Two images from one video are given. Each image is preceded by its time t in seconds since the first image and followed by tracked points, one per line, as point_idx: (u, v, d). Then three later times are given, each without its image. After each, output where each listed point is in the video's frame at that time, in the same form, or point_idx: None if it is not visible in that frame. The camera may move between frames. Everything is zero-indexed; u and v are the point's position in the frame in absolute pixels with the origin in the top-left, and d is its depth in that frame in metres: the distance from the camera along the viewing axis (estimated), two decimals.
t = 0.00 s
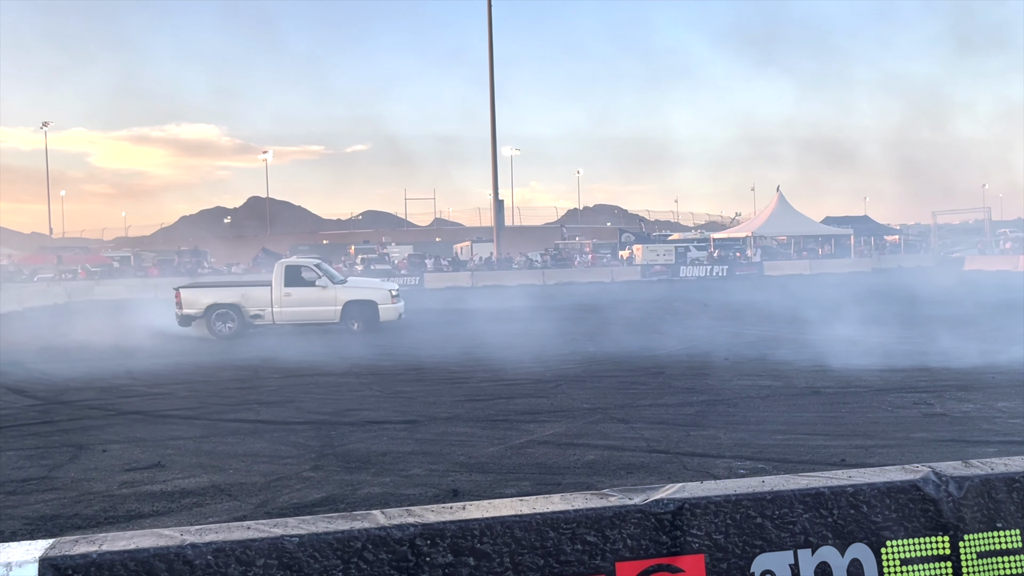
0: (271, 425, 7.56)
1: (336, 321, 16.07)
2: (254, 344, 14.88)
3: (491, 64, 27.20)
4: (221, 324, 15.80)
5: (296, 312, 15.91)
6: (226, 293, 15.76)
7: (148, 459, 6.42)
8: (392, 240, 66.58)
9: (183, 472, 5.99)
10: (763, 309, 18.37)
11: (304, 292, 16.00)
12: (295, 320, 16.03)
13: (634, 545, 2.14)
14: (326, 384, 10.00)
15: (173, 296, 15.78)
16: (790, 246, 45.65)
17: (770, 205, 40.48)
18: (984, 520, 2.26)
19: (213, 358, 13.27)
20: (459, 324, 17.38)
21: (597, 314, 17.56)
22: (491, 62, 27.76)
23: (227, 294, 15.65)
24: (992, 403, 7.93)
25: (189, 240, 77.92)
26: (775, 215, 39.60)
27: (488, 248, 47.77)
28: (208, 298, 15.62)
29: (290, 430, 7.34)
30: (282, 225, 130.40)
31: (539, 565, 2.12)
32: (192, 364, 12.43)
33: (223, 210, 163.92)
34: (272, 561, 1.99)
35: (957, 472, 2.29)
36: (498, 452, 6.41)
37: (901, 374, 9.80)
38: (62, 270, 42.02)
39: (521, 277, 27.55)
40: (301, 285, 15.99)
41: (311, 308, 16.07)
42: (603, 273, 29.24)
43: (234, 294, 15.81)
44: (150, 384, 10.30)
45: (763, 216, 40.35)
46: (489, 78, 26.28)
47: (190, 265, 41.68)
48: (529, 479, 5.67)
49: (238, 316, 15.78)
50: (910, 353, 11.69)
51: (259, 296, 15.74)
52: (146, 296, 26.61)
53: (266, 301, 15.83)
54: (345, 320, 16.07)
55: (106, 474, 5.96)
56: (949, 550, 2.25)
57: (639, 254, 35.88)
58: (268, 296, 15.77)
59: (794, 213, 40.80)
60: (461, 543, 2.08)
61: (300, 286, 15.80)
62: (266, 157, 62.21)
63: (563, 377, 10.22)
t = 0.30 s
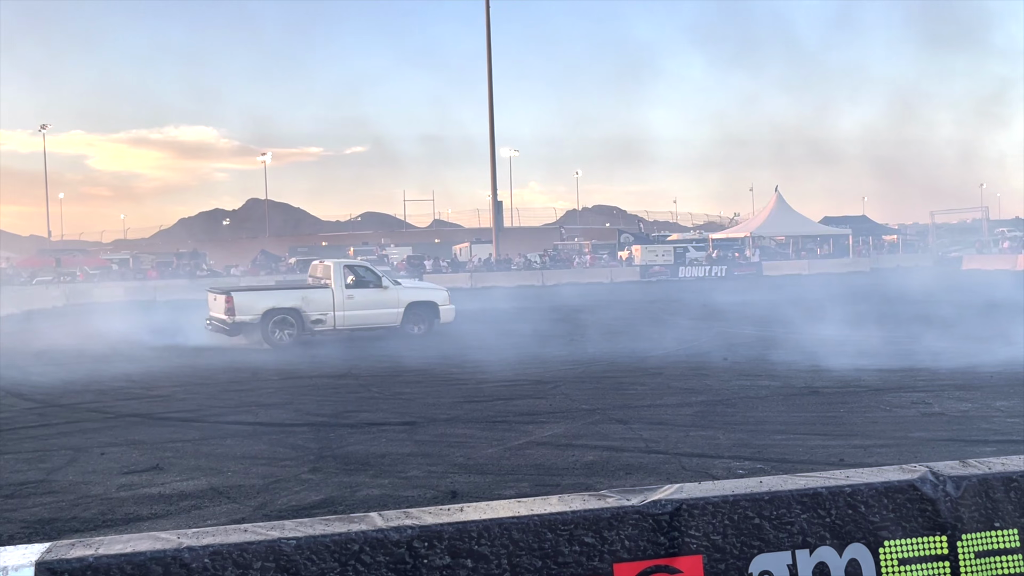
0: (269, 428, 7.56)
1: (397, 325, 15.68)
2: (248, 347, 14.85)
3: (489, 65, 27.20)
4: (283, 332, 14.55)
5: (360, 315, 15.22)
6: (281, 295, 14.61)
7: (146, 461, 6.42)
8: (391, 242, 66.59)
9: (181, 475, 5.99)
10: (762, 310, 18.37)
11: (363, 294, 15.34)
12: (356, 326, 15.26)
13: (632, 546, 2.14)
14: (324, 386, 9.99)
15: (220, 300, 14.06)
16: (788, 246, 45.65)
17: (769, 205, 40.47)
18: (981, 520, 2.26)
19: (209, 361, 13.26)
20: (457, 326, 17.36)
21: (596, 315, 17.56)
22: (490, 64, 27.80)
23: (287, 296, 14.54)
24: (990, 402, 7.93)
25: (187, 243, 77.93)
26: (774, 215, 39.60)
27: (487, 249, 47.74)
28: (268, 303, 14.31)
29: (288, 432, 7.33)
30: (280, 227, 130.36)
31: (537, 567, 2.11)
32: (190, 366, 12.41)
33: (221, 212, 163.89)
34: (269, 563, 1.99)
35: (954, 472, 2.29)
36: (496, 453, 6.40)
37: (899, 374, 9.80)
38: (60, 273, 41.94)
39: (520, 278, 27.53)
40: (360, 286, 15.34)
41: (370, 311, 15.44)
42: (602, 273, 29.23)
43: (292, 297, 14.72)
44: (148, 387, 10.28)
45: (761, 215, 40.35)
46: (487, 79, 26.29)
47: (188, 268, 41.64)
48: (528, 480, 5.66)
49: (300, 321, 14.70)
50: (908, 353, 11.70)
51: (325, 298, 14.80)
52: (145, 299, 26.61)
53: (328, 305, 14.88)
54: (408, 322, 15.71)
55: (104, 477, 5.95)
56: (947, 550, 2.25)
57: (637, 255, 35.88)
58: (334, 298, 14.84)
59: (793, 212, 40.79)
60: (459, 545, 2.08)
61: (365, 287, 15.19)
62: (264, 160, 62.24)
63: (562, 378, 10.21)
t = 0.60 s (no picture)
0: (263, 430, 7.54)
1: (463, 325, 15.83)
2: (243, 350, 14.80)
3: (483, 67, 27.19)
4: (396, 334, 14.16)
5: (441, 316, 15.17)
6: (383, 296, 14.12)
7: (139, 464, 6.39)
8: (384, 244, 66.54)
9: (175, 478, 5.96)
10: (756, 310, 18.40)
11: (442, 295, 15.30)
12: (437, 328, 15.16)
13: (627, 547, 2.14)
14: (319, 388, 9.95)
15: (345, 302, 13.24)
16: (781, 247, 45.75)
17: (761, 206, 40.55)
18: (975, 519, 2.27)
19: (203, 364, 13.19)
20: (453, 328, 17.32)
21: (590, 316, 17.57)
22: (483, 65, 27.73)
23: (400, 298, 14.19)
24: (982, 401, 7.97)
25: (180, 245, 77.77)
26: (767, 216, 39.68)
27: (481, 251, 47.73)
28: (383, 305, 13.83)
29: (282, 435, 7.32)
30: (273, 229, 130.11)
31: (532, 568, 2.11)
32: (184, 369, 12.38)
33: (213, 215, 163.60)
34: (263, 567, 1.98)
35: (947, 471, 2.30)
36: (490, 455, 6.40)
37: (892, 374, 9.84)
38: (52, 277, 41.74)
39: (514, 280, 27.52)
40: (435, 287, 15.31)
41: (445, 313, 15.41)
42: (595, 275, 29.25)
43: (395, 297, 14.33)
44: (142, 390, 10.24)
45: (754, 216, 40.42)
46: (480, 82, 26.28)
47: (181, 271, 41.53)
48: (523, 481, 5.66)
49: (404, 322, 14.42)
50: (902, 353, 11.73)
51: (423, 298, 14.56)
52: (137, 303, 26.53)
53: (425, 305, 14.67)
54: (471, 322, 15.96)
55: (97, 481, 5.93)
56: (941, 549, 2.26)
57: (631, 256, 35.91)
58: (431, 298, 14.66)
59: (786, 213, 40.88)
60: (453, 547, 2.07)
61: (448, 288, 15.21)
62: (257, 163, 62.12)
63: (557, 379, 10.21)
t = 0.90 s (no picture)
0: (252, 432, 7.52)
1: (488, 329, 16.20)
2: (231, 352, 14.74)
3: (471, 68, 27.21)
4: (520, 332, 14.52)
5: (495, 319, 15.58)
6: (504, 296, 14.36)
7: (127, 468, 6.36)
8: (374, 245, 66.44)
9: (163, 481, 5.93)
10: (744, 310, 18.47)
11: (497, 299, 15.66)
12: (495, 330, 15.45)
13: (616, 549, 2.14)
14: (307, 390, 9.92)
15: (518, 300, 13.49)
16: (769, 247, 45.91)
17: (749, 206, 40.69)
18: (962, 518, 2.28)
19: (192, 366, 13.14)
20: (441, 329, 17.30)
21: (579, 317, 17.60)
22: (471, 67, 27.76)
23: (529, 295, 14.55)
24: (968, 400, 8.02)
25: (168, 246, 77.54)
26: (754, 216, 39.82)
27: (470, 252, 47.72)
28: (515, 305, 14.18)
29: (271, 437, 7.29)
30: (261, 230, 129.71)
31: (522, 570, 2.11)
32: (172, 372, 12.32)
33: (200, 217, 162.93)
34: (251, 570, 1.98)
35: (935, 470, 2.31)
36: (480, 456, 6.39)
37: (879, 374, 9.89)
38: (38, 279, 41.47)
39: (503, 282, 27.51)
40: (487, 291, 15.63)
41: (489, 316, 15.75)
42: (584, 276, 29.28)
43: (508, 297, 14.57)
44: (129, 393, 10.18)
45: (742, 217, 40.56)
46: (468, 83, 26.27)
47: (170, 272, 41.38)
48: (513, 482, 5.67)
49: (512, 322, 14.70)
50: (889, 352, 11.79)
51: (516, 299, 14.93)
52: (124, 305, 26.41)
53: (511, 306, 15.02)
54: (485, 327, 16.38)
55: (84, 484, 5.89)
56: (929, 548, 2.27)
57: (620, 257, 35.98)
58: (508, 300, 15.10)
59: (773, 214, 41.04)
60: (442, 549, 2.07)
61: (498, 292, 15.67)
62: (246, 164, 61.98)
63: (546, 380, 10.22)
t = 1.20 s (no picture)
0: (236, 434, 7.48)
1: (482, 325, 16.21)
2: (217, 353, 14.67)
3: (456, 69, 27.18)
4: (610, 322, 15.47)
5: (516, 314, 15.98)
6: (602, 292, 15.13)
7: (110, 470, 6.32)
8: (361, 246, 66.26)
9: (146, 483, 5.90)
10: (730, 310, 18.53)
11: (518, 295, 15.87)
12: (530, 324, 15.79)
13: (600, 548, 2.14)
14: (293, 391, 9.89)
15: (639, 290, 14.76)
16: (755, 247, 46.06)
17: (735, 206, 40.83)
18: (943, 516, 2.29)
19: (177, 367, 13.05)
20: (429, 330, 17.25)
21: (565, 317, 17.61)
22: (457, 67, 27.71)
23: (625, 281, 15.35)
24: (951, 399, 8.08)
25: (153, 247, 77.09)
26: (740, 216, 39.94)
27: (456, 252, 47.65)
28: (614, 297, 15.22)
29: (256, 439, 7.26)
30: (247, 230, 129.21)
31: (505, 571, 2.10)
32: (156, 373, 12.23)
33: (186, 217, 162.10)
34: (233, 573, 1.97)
35: (917, 469, 2.32)
36: (466, 457, 6.39)
37: (864, 373, 9.95)
38: (21, 279, 41.10)
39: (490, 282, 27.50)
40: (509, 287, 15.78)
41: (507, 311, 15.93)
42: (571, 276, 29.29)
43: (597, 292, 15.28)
44: (112, 394, 10.11)
45: (728, 217, 40.68)
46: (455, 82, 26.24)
47: (155, 273, 41.14)
48: (498, 483, 5.66)
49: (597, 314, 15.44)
50: (873, 351, 11.86)
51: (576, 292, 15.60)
52: (109, 306, 26.22)
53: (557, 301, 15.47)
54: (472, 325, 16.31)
55: (66, 487, 5.85)
56: (910, 546, 2.28)
57: (606, 257, 36.03)
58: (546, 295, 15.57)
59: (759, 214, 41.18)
60: (425, 550, 2.07)
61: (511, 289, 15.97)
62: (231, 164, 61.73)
63: (533, 380, 10.22)
